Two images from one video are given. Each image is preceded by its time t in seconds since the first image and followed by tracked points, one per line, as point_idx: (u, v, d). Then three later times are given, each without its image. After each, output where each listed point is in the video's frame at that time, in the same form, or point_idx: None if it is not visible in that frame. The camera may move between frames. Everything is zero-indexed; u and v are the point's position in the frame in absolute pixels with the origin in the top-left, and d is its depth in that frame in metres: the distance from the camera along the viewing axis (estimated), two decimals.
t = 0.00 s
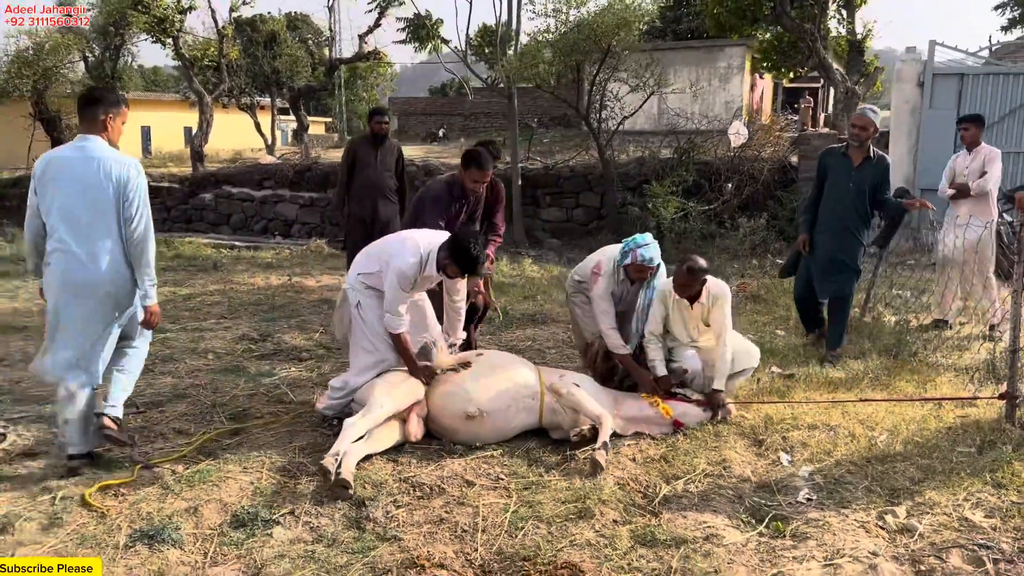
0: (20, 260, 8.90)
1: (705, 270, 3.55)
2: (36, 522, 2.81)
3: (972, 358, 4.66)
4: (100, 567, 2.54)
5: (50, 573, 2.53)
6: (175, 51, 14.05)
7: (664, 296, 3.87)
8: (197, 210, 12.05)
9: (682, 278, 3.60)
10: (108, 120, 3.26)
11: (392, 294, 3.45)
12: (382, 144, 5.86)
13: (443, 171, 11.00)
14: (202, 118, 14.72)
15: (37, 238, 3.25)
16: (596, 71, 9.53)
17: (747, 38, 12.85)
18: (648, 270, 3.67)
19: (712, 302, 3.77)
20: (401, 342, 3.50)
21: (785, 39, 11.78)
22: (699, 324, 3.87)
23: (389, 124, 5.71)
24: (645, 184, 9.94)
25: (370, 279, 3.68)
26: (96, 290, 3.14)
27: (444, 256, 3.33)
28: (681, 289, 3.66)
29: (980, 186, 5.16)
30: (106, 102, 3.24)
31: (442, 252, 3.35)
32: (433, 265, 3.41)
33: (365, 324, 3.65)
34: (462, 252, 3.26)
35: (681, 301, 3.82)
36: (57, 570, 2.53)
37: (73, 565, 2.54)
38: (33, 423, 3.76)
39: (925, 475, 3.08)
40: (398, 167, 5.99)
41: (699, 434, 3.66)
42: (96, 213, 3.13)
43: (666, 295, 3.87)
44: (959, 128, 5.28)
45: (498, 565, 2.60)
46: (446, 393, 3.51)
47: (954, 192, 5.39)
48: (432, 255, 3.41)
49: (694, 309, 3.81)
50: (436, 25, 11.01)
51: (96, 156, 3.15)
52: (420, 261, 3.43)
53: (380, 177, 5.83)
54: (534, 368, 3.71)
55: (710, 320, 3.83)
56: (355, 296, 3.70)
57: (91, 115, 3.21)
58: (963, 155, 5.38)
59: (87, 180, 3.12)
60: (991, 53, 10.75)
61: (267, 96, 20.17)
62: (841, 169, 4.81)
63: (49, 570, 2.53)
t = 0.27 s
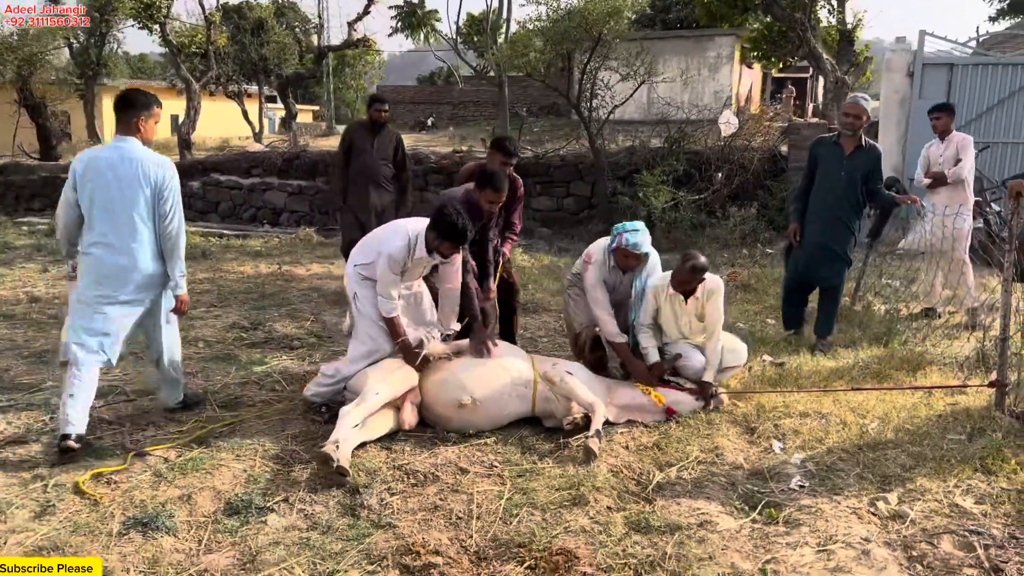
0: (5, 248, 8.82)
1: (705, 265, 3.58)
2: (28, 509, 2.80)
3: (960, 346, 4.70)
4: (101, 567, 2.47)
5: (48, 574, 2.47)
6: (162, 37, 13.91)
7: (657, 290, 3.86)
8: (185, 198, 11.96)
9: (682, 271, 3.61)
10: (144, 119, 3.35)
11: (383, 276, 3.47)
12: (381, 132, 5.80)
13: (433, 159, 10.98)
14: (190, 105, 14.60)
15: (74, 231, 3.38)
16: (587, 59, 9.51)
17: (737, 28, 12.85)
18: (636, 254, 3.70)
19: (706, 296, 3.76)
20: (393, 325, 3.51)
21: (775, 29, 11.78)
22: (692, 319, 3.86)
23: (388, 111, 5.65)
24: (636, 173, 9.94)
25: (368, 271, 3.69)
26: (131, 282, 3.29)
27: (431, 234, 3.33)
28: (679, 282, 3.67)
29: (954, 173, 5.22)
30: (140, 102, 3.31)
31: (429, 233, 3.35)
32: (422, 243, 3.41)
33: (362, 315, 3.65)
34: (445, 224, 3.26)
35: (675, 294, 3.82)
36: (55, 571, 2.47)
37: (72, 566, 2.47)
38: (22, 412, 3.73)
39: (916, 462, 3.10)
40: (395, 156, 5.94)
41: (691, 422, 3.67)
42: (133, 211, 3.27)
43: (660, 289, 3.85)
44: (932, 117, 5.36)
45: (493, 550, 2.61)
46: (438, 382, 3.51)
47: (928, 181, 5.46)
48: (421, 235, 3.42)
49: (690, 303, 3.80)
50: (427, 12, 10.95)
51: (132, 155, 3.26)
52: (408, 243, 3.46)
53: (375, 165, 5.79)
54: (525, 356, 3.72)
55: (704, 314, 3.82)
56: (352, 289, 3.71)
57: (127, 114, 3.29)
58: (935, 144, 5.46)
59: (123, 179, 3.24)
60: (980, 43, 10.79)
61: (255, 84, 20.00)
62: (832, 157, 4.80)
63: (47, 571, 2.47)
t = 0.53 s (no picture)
0: None
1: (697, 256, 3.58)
2: (15, 501, 2.78)
3: (947, 338, 4.74)
4: (101, 568, 2.42)
5: (48, 575, 2.41)
6: (148, 26, 13.77)
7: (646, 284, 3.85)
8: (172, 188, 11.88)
9: (676, 261, 3.64)
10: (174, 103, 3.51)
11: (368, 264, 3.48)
12: (368, 124, 5.79)
13: (422, 149, 10.94)
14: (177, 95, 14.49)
15: (109, 210, 3.60)
16: (577, 51, 9.49)
17: (726, 20, 12.85)
18: (622, 239, 3.77)
19: (695, 288, 3.75)
20: (382, 313, 3.50)
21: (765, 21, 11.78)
22: (682, 312, 3.84)
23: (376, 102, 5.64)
24: (625, 164, 9.94)
25: (354, 263, 3.69)
26: (157, 259, 3.45)
27: (416, 221, 3.38)
28: (671, 272, 3.69)
29: (940, 165, 5.18)
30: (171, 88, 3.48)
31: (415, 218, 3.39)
32: (406, 228, 3.46)
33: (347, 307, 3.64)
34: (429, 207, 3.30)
35: (665, 287, 3.80)
36: (55, 571, 2.41)
37: (71, 566, 2.42)
38: (7, 403, 3.70)
39: (904, 454, 3.12)
40: (383, 147, 5.90)
41: (681, 414, 3.68)
42: (158, 189, 3.41)
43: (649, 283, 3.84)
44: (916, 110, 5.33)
45: (483, 542, 2.61)
46: (427, 375, 3.49)
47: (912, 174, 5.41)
48: (406, 221, 3.47)
49: (679, 296, 3.79)
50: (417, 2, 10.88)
51: (158, 136, 3.42)
52: (393, 229, 3.49)
53: (364, 156, 5.76)
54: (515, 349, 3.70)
55: (694, 307, 3.80)
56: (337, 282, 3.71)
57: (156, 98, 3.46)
58: (919, 137, 5.40)
59: (145, 159, 3.40)
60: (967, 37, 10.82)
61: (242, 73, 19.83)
62: (821, 150, 4.79)
63: (47, 571, 2.41)
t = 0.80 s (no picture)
0: None
1: (684, 251, 3.57)
2: (4, 497, 2.76)
3: (936, 333, 4.78)
4: (101, 568, 2.39)
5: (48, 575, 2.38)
6: (136, 17, 13.65)
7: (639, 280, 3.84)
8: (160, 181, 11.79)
9: (662, 258, 3.62)
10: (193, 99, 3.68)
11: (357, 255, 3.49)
12: (347, 119, 5.76)
13: (412, 143, 10.91)
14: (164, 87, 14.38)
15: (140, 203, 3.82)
16: (568, 45, 9.47)
17: (716, 15, 12.86)
18: (612, 233, 3.78)
19: (688, 286, 3.72)
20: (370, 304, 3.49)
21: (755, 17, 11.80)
22: (675, 310, 3.82)
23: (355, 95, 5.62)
24: (616, 159, 9.95)
25: (347, 257, 3.70)
26: (173, 248, 3.64)
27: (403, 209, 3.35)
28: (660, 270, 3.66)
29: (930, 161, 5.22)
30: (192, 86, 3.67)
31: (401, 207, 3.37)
32: (393, 219, 3.45)
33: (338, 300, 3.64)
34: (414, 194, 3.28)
35: (657, 285, 3.78)
36: (54, 571, 2.38)
37: (71, 566, 2.39)
38: None
39: (893, 449, 3.14)
40: (365, 142, 5.88)
41: (673, 409, 3.69)
42: (170, 180, 3.60)
43: (642, 279, 3.83)
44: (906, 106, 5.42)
45: (476, 537, 2.61)
46: (419, 370, 3.48)
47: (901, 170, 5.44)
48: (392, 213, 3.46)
49: (673, 293, 3.76)
50: None
51: (171, 131, 3.60)
52: (381, 217, 3.48)
53: (346, 151, 5.73)
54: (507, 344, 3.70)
55: (687, 305, 3.78)
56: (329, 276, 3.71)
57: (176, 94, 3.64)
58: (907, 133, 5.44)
59: (159, 154, 3.58)
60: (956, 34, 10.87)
61: (230, 65, 19.69)
62: (809, 145, 4.75)
63: (47, 571, 2.38)
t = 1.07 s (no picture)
0: None
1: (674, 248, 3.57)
2: None
3: (927, 331, 4.81)
4: (101, 568, 2.37)
5: (48, 575, 2.35)
6: (125, 12, 13.54)
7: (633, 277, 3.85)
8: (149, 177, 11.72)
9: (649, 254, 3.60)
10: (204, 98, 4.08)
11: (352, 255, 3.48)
12: (326, 114, 5.70)
13: (403, 140, 10.89)
14: (153, 82, 14.29)
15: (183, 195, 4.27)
16: (560, 42, 9.47)
17: (707, 13, 12.89)
18: (611, 228, 3.79)
19: (681, 284, 3.72)
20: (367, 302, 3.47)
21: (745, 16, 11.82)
22: (667, 308, 3.82)
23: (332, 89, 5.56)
24: (607, 157, 9.95)
25: (340, 256, 3.68)
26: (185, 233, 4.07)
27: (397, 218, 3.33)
28: (650, 266, 3.65)
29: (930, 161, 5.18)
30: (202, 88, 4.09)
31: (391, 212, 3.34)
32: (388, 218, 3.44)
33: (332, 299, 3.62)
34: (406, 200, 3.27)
35: (648, 282, 3.78)
36: (55, 571, 2.35)
37: (71, 565, 2.36)
38: None
39: (886, 446, 3.16)
40: (345, 136, 5.83)
41: (667, 406, 3.70)
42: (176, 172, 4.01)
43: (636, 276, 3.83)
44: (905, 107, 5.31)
45: (472, 533, 2.61)
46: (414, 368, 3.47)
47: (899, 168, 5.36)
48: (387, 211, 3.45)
49: (666, 291, 3.77)
50: None
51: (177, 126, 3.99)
52: (374, 219, 3.48)
53: (327, 147, 5.69)
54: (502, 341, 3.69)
55: (679, 302, 3.78)
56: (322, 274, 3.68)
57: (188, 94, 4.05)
58: (905, 132, 5.35)
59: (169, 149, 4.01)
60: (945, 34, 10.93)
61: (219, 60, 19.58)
62: (798, 144, 4.74)
63: (47, 571, 2.35)
